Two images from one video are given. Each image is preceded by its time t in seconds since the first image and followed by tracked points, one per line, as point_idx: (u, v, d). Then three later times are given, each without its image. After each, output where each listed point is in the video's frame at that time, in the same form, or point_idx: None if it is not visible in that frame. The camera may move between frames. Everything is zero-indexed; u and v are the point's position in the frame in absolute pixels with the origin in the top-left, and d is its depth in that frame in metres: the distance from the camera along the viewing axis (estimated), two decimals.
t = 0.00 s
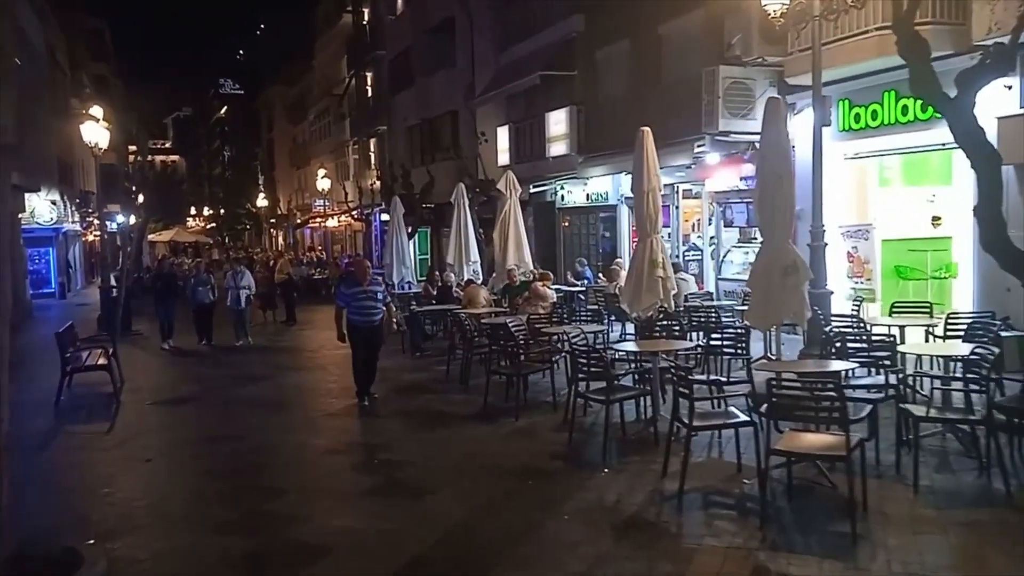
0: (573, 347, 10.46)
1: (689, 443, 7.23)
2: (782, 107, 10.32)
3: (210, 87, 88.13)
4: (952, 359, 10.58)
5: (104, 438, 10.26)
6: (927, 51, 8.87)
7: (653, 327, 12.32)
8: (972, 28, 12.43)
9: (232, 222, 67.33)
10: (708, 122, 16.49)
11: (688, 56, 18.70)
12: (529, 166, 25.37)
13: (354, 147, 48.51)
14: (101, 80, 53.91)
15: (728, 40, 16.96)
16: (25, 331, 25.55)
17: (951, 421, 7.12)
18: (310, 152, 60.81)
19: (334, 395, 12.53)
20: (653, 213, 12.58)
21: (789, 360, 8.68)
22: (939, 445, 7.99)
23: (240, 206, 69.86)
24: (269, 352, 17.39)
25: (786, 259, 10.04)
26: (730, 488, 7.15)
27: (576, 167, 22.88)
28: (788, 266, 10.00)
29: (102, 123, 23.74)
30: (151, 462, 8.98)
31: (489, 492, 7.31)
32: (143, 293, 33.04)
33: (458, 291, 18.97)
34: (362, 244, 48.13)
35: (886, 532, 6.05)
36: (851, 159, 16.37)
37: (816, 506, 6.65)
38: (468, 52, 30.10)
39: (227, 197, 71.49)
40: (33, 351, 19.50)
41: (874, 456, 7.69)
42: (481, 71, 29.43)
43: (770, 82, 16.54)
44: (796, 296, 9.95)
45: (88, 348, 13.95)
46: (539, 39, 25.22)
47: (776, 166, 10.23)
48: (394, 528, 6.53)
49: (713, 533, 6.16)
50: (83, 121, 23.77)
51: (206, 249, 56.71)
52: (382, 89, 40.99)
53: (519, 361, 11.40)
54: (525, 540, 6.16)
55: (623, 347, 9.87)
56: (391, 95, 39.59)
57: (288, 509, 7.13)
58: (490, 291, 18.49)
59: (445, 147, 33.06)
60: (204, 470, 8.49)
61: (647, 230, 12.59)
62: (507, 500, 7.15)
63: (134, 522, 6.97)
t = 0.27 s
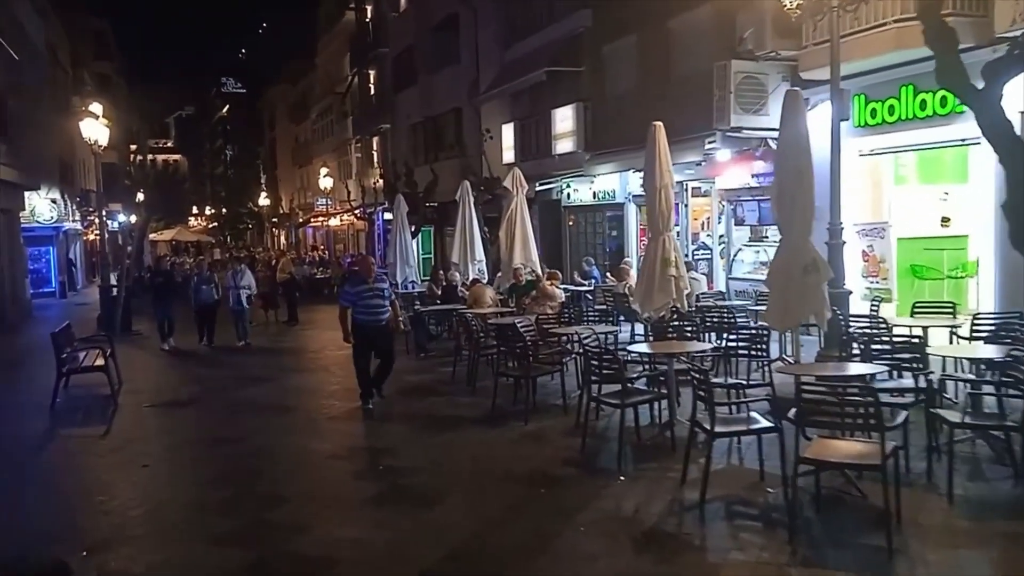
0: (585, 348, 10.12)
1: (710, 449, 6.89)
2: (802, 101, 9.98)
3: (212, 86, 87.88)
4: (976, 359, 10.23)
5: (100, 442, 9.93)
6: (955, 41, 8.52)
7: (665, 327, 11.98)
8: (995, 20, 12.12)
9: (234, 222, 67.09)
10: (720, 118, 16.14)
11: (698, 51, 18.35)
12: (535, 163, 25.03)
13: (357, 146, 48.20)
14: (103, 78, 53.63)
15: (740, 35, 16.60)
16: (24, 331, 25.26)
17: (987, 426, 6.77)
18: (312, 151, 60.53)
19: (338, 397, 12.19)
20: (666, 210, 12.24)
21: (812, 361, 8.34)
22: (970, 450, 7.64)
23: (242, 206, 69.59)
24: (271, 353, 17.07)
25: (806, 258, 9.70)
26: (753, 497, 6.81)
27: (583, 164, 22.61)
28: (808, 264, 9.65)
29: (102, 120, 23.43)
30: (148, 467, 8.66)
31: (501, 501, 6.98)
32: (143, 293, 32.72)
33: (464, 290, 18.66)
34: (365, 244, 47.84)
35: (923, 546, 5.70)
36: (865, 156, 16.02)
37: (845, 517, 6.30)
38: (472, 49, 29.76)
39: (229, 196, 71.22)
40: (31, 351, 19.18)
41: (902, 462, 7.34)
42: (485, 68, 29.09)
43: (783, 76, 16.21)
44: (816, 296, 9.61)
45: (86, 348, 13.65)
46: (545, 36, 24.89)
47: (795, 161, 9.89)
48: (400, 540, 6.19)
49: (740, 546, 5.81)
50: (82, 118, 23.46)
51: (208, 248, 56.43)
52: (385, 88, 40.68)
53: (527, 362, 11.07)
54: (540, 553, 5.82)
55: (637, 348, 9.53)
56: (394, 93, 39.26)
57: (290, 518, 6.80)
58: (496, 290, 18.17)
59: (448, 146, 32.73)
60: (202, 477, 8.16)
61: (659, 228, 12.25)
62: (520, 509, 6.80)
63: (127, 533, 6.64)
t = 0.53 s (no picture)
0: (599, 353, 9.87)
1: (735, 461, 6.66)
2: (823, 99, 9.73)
3: (215, 87, 87.70)
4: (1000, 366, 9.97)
5: (103, 450, 9.69)
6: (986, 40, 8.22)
7: (679, 332, 11.73)
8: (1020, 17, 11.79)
9: (238, 223, 67.05)
10: (732, 118, 15.89)
11: (710, 50, 18.07)
12: (542, 164, 24.79)
13: (361, 147, 47.98)
14: (107, 79, 53.45)
15: (753, 33, 16.32)
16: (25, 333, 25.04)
17: None
18: (316, 152, 60.37)
19: (344, 403, 11.96)
20: (679, 212, 11.98)
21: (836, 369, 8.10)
22: (1001, 462, 7.38)
23: (246, 207, 69.41)
24: (276, 357, 16.84)
25: (826, 261, 9.42)
26: (780, 511, 6.58)
27: (591, 166, 22.39)
28: (829, 268, 9.37)
29: (105, 120, 23.19)
30: (153, 476, 8.44)
31: (519, 516, 6.73)
32: (146, 294, 32.51)
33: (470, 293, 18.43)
34: (368, 245, 47.65)
35: (962, 564, 5.46)
36: (880, 156, 15.75)
37: (879, 532, 6.06)
38: (478, 50, 29.52)
39: (232, 197, 71.04)
40: (33, 355, 18.95)
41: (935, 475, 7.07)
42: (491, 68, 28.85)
43: (796, 76, 15.92)
44: (837, 300, 9.32)
45: (89, 352, 13.42)
46: (553, 36, 24.64)
47: (815, 162, 9.63)
48: (417, 560, 5.96)
49: (771, 565, 5.57)
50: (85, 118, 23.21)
51: (211, 249, 56.30)
52: (390, 89, 40.44)
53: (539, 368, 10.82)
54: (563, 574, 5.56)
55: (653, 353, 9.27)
56: (399, 94, 39.05)
57: (301, 533, 6.58)
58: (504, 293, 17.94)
59: (454, 147, 32.48)
60: (209, 488, 7.92)
61: (673, 229, 11.99)
62: (539, 525, 6.56)
63: (133, 549, 6.40)
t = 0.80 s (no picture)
0: (617, 355, 9.61)
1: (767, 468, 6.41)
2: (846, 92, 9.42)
3: (218, 87, 87.49)
4: None
5: (106, 453, 9.45)
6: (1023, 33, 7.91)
7: (695, 333, 11.47)
8: None
9: (241, 223, 66.93)
10: (745, 116, 15.65)
11: (722, 47, 17.80)
12: (549, 163, 24.51)
13: (365, 146, 47.70)
14: (110, 79, 53.24)
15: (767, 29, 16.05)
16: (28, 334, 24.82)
17: None
18: (320, 152, 60.18)
19: (353, 406, 11.71)
20: (695, 210, 11.73)
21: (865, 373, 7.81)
22: None
23: (249, 208, 69.18)
24: (282, 359, 16.60)
25: (851, 259, 9.15)
26: (813, 520, 6.30)
27: (600, 164, 22.14)
28: (853, 266, 9.10)
29: (108, 119, 22.95)
30: (157, 481, 8.18)
31: (539, 525, 6.47)
32: (149, 295, 32.28)
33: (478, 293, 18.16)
34: (372, 245, 47.46)
35: None
36: (897, 154, 15.45)
37: (919, 542, 5.80)
38: (483, 48, 29.27)
39: (235, 198, 70.82)
40: (35, 356, 18.71)
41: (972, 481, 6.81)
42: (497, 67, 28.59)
43: (810, 72, 15.68)
44: (862, 299, 9.06)
45: (92, 353, 13.18)
46: (560, 33, 24.34)
47: (838, 157, 9.34)
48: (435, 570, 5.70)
49: None
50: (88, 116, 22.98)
51: (215, 250, 56.11)
52: (394, 88, 40.15)
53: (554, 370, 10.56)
54: None
55: (673, 356, 9.00)
56: (403, 93, 38.81)
57: (314, 542, 6.32)
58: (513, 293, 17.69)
59: (459, 146, 32.19)
60: (216, 493, 7.68)
61: (689, 228, 11.73)
62: (561, 534, 6.30)
63: (138, 558, 6.15)
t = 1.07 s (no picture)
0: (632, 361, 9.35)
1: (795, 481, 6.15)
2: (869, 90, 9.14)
3: (221, 87, 87.29)
4: None
5: (108, 461, 9.23)
6: None
7: (711, 337, 11.22)
8: None
9: (244, 223, 66.80)
10: (759, 115, 15.44)
11: (733, 45, 17.55)
12: (556, 163, 24.25)
13: (369, 146, 47.44)
14: (113, 79, 53.07)
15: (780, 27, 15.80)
16: (30, 335, 24.63)
17: None
18: (323, 152, 59.98)
19: (360, 411, 11.48)
20: (710, 211, 11.48)
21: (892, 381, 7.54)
22: None
23: (252, 207, 68.92)
24: (287, 361, 16.38)
25: (873, 261, 8.87)
26: (845, 537, 6.03)
27: (608, 164, 21.90)
28: (877, 269, 8.82)
29: (111, 119, 22.74)
30: (161, 491, 7.95)
31: (558, 539, 6.24)
32: (152, 296, 32.08)
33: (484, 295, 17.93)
34: (376, 245, 47.27)
35: None
36: (913, 153, 15.15)
37: (954, 560, 5.53)
38: (489, 47, 29.03)
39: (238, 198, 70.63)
40: (36, 359, 18.51)
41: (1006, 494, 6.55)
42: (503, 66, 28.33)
43: (825, 70, 15.45)
44: (885, 303, 8.77)
45: (95, 356, 12.97)
46: (567, 31, 24.10)
47: (861, 157, 9.06)
48: None
49: None
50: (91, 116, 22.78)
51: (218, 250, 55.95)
52: (399, 87, 39.90)
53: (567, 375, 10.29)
54: None
55: (690, 362, 8.74)
56: (407, 93, 38.58)
57: (321, 557, 6.08)
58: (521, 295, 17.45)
59: (464, 145, 31.93)
60: (221, 504, 7.45)
61: (704, 229, 11.48)
62: (581, 549, 6.06)
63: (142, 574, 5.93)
